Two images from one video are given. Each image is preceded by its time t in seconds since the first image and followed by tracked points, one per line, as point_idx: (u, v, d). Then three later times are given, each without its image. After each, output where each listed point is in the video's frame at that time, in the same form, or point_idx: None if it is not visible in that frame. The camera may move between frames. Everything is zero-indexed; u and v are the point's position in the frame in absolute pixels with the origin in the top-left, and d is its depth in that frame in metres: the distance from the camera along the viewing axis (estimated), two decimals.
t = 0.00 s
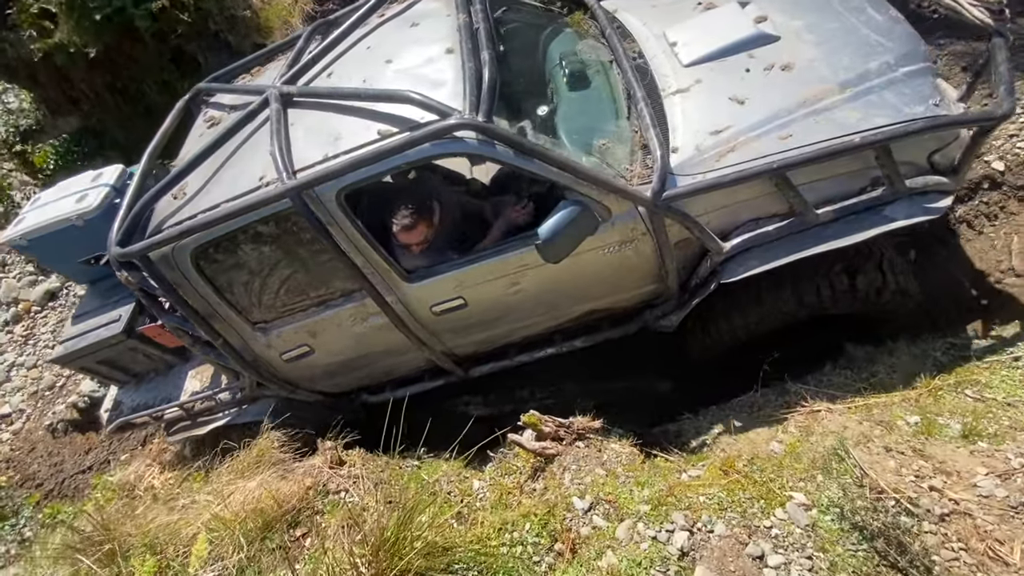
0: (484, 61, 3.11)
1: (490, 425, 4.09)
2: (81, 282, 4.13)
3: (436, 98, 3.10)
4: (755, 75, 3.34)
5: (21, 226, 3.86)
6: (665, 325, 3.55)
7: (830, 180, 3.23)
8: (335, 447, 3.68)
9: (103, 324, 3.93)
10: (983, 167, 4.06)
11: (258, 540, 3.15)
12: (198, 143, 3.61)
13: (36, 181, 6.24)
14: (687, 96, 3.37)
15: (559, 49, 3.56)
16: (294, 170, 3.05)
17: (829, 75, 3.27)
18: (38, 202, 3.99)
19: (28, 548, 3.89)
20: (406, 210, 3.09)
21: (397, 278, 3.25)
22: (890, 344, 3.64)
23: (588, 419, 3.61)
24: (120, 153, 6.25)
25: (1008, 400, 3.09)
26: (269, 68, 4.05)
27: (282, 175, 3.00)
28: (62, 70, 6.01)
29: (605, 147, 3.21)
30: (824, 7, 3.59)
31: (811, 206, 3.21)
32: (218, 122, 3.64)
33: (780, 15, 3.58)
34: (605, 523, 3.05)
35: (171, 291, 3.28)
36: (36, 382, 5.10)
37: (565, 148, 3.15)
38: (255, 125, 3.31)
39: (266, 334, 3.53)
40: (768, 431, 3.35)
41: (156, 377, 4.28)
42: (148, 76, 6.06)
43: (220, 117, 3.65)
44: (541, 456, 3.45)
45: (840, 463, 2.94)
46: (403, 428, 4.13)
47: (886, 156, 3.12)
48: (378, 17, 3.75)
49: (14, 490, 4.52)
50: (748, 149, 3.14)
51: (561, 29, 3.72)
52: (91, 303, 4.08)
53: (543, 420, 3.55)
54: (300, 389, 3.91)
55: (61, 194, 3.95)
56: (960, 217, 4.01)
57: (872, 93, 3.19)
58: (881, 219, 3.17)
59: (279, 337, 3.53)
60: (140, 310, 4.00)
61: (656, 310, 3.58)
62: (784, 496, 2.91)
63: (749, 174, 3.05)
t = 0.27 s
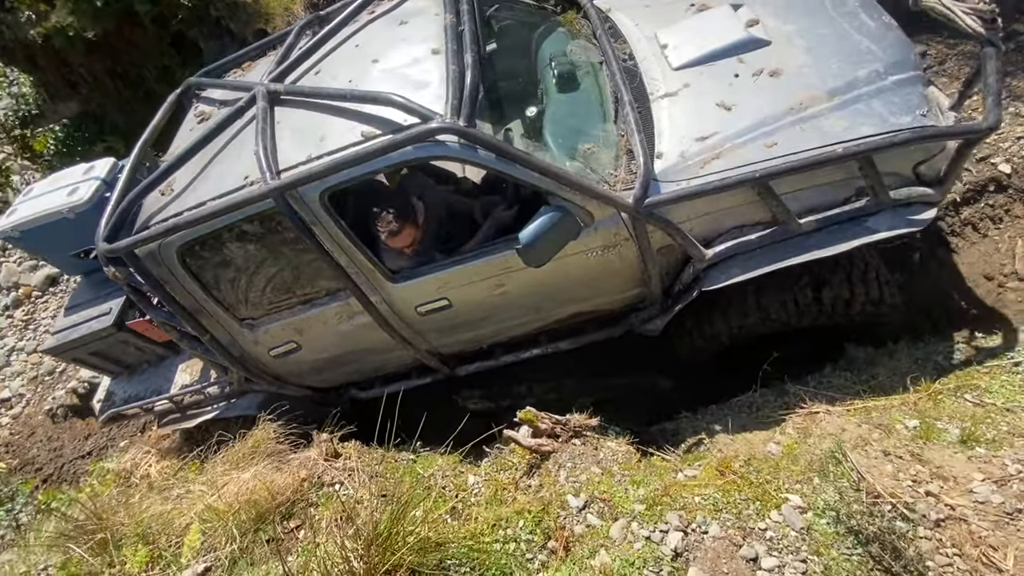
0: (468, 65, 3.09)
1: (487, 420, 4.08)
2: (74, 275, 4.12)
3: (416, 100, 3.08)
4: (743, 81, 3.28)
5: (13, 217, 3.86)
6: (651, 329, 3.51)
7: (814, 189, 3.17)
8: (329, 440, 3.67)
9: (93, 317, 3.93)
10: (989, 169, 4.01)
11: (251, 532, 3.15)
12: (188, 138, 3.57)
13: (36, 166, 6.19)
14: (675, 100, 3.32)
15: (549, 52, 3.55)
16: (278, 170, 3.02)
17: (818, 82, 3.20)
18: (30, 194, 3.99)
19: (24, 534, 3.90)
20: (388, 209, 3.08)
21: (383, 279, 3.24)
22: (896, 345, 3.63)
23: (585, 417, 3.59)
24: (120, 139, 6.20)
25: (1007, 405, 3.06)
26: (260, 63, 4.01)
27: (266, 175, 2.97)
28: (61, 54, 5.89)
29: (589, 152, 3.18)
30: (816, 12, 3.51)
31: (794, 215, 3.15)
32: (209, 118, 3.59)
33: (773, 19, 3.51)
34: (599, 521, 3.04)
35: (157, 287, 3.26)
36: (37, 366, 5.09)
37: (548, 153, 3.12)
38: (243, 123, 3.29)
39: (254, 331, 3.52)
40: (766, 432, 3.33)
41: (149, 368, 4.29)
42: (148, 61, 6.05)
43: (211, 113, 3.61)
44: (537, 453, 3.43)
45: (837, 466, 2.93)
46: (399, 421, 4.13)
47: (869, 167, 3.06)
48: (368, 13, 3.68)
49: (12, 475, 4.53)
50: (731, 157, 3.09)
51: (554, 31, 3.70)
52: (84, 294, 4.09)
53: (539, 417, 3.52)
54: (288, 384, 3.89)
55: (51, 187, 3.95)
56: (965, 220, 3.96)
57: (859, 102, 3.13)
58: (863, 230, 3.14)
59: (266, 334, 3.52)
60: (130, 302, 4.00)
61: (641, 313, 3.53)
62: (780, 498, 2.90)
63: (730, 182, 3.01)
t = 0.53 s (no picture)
0: (451, 62, 3.01)
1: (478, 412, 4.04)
2: (55, 256, 4.03)
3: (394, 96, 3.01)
4: (729, 88, 3.23)
5: None
6: (630, 332, 3.52)
7: (794, 202, 3.15)
8: (317, 427, 3.60)
9: (71, 301, 3.85)
10: (987, 177, 4.00)
11: (234, 519, 3.11)
12: (170, 124, 3.49)
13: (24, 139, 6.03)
14: (661, 105, 3.27)
15: (540, 50, 3.51)
16: (257, 163, 2.98)
17: (804, 92, 3.16)
18: (9, 172, 3.89)
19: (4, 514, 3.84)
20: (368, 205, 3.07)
21: (362, 274, 3.23)
22: (889, 348, 3.66)
23: (576, 411, 3.56)
24: (111, 115, 6.05)
25: (996, 413, 3.08)
26: (246, 48, 3.87)
27: (244, 168, 2.94)
28: (51, 25, 5.73)
29: (572, 155, 3.15)
30: (807, 18, 3.45)
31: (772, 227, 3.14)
32: (191, 102, 3.51)
33: (764, 24, 3.44)
34: (587, 517, 3.03)
35: (135, 274, 3.26)
36: (22, 344, 4.99)
37: (530, 155, 3.09)
38: (225, 111, 3.22)
39: (232, 321, 3.51)
40: (756, 432, 3.32)
41: (127, 353, 4.22)
42: (143, 34, 5.95)
43: (194, 97, 3.52)
44: (526, 447, 3.41)
45: (826, 469, 2.92)
46: (388, 411, 4.08)
47: (848, 183, 3.04)
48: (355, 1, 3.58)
49: None
50: (713, 166, 3.05)
51: (547, 29, 3.67)
52: (66, 276, 3.99)
53: (530, 411, 3.49)
54: (268, 373, 3.88)
55: (31, 167, 3.85)
56: (961, 227, 3.95)
57: (843, 115, 3.10)
58: (839, 244, 3.14)
59: (245, 324, 3.51)
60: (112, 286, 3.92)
61: (621, 315, 3.52)
62: (768, 499, 2.89)
63: (709, 192, 2.98)
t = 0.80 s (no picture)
0: (423, 73, 3.05)
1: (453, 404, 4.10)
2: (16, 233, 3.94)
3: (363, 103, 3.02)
4: (694, 115, 3.34)
5: None
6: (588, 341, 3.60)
7: (746, 230, 3.26)
8: (290, 414, 3.62)
9: (32, 280, 3.77)
10: (953, 203, 4.17)
11: (202, 502, 3.12)
12: (139, 106, 3.51)
13: None
14: (628, 126, 3.37)
15: (516, 62, 3.59)
16: (225, 158, 3.00)
17: (763, 123, 3.27)
18: None
19: None
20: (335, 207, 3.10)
21: (327, 274, 3.27)
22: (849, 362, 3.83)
23: (547, 408, 3.66)
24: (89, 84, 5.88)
25: (944, 429, 3.25)
26: (221, 34, 3.87)
27: (211, 163, 2.95)
28: None
29: (540, 171, 3.20)
30: (775, 48, 3.56)
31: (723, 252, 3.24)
32: (162, 86, 3.54)
33: (734, 52, 3.54)
34: (553, 513, 3.12)
35: (97, 260, 3.25)
36: None
37: (497, 168, 3.14)
38: (196, 100, 3.26)
39: (196, 310, 3.50)
40: (719, 437, 3.45)
41: (89, 334, 4.16)
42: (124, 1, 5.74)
43: (165, 81, 3.55)
44: (497, 441, 3.48)
45: (782, 475, 3.07)
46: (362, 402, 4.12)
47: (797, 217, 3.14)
48: None
49: None
50: (671, 190, 3.16)
51: (525, 42, 3.74)
52: (27, 254, 3.91)
53: (503, 407, 3.56)
54: (230, 361, 3.87)
55: None
56: (925, 248, 4.14)
57: (798, 150, 3.22)
58: (786, 273, 3.25)
59: (208, 314, 3.50)
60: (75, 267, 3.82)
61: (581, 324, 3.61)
62: (725, 502, 3.02)
63: (664, 216, 3.06)
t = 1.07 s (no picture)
0: (403, 95, 3.10)
1: (429, 400, 4.19)
2: None
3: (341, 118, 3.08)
4: (662, 149, 3.50)
5: None
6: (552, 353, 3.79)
7: (701, 263, 3.44)
8: (267, 401, 3.65)
9: None
10: (916, 233, 4.41)
11: (176, 485, 3.14)
12: (116, 92, 3.53)
13: None
14: (600, 153, 3.52)
15: (498, 80, 3.71)
16: (202, 160, 3.02)
17: (726, 163, 3.43)
18: None
19: None
20: (307, 214, 3.13)
21: (299, 277, 3.35)
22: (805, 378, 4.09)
23: (521, 408, 3.77)
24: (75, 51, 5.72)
25: (892, 446, 3.47)
26: (204, 25, 3.94)
27: (188, 164, 2.96)
28: None
29: (513, 193, 3.31)
30: (745, 88, 3.75)
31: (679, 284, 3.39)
32: (143, 75, 3.56)
33: (706, 90, 3.71)
34: (522, 509, 3.23)
35: (68, 250, 3.25)
36: None
37: (470, 189, 3.22)
38: (177, 95, 3.29)
39: (166, 302, 3.54)
40: (685, 444, 3.63)
41: (54, 315, 4.12)
42: None
43: (146, 70, 3.57)
44: (472, 438, 3.58)
45: (740, 482, 3.24)
46: (342, 394, 4.19)
47: (747, 257, 3.31)
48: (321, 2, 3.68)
49: None
50: (634, 222, 3.31)
51: (509, 58, 3.91)
52: None
53: (480, 405, 3.62)
54: (200, 352, 3.96)
55: None
56: (888, 273, 4.40)
57: (755, 191, 3.39)
58: (734, 306, 3.45)
59: (179, 306, 3.54)
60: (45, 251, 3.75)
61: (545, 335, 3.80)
62: (686, 505, 3.18)
63: (625, 249, 3.22)
